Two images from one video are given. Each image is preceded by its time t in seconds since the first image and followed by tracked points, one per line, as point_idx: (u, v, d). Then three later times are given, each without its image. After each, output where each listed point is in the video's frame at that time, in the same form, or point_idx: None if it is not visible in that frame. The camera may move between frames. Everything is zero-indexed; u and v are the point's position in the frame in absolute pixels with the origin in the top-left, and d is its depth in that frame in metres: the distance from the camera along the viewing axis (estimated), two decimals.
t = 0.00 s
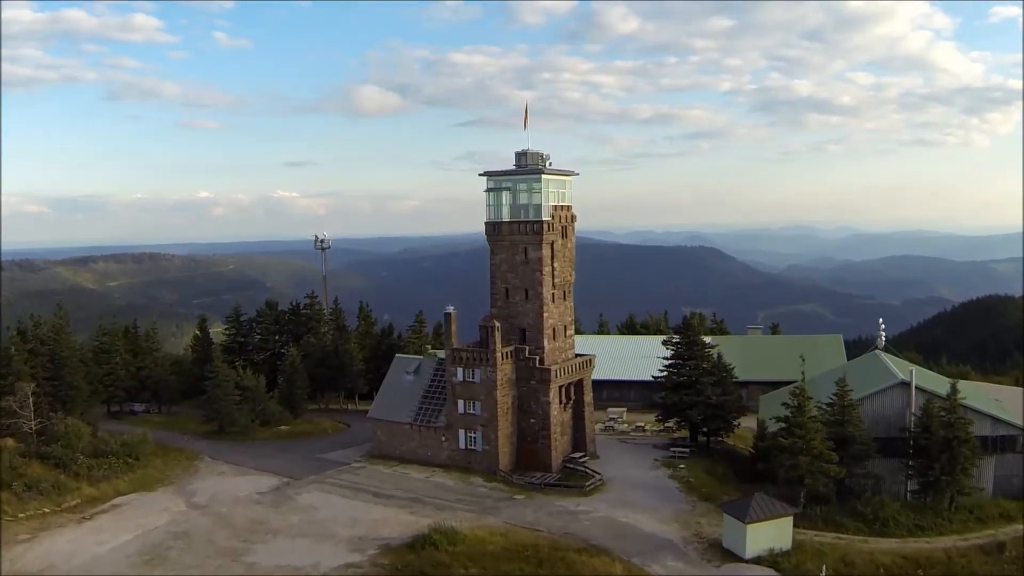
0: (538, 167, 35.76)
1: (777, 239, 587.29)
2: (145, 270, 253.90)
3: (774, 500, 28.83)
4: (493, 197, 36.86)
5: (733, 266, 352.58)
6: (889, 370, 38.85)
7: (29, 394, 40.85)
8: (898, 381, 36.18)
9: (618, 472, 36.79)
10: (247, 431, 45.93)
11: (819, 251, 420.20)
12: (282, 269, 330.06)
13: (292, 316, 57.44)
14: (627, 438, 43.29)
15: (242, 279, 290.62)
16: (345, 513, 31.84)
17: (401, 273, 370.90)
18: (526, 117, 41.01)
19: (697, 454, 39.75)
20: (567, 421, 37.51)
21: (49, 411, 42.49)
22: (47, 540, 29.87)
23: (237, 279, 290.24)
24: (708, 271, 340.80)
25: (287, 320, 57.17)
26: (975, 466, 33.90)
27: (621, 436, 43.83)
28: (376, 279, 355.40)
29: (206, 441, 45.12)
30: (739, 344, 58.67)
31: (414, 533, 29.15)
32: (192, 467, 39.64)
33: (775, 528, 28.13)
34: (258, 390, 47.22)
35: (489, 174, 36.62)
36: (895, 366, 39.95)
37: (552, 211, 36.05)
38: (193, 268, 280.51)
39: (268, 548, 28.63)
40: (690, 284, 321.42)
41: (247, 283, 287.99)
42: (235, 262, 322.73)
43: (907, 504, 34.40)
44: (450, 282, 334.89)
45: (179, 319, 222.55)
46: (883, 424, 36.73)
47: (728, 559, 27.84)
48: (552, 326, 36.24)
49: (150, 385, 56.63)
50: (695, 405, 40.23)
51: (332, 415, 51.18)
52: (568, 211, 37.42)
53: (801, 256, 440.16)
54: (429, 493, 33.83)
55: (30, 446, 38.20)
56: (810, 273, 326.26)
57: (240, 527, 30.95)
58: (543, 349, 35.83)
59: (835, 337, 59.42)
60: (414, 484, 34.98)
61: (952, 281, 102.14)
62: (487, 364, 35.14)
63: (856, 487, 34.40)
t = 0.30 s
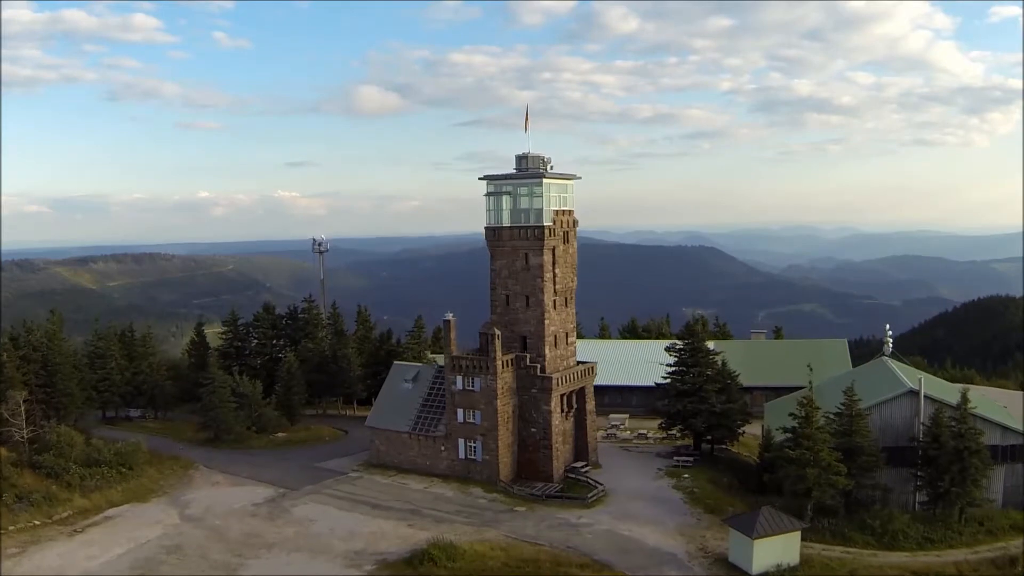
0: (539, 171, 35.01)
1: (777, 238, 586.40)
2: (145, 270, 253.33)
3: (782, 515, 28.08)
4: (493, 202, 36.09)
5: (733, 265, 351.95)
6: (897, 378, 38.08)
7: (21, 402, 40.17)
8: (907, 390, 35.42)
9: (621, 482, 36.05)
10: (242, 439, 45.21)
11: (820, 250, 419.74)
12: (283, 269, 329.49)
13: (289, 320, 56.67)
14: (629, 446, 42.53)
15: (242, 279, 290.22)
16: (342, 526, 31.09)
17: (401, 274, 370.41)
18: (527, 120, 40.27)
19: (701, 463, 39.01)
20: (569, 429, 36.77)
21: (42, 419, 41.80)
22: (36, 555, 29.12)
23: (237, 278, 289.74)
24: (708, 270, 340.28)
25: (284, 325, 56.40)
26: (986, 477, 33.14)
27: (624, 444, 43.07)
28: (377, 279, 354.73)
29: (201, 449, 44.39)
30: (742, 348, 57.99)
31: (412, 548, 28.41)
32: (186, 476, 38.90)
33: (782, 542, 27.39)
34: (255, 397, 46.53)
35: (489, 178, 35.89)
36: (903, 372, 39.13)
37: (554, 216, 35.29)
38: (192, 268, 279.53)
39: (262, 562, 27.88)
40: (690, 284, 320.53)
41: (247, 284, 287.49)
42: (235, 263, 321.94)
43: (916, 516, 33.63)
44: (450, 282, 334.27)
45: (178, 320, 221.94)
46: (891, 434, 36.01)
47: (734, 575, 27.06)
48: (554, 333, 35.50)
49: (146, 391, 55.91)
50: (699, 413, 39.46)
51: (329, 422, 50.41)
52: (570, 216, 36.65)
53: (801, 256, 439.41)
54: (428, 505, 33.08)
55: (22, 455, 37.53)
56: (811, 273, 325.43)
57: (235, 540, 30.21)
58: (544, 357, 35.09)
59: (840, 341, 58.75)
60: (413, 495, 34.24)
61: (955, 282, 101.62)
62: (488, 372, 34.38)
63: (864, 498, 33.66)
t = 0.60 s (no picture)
0: (540, 176, 34.21)
1: (778, 238, 585.75)
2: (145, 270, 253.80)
3: (791, 531, 27.24)
4: (493, 207, 35.33)
5: (733, 265, 351.28)
6: (907, 386, 37.33)
7: (12, 411, 39.34)
8: (917, 400, 34.70)
9: (624, 493, 35.27)
10: (239, 446, 44.39)
11: (820, 250, 419.15)
12: (283, 269, 329.68)
13: (287, 325, 55.91)
14: (633, 455, 41.77)
15: (242, 278, 289.52)
16: (339, 541, 30.32)
17: (401, 273, 370.27)
18: (529, 122, 39.57)
19: (706, 474, 38.25)
20: (571, 439, 36.01)
21: (34, 428, 40.97)
22: (25, 569, 28.37)
23: (237, 278, 289.06)
24: (708, 270, 339.69)
25: (282, 330, 55.61)
26: (998, 490, 32.38)
27: (626, 453, 42.31)
28: (377, 279, 354.81)
29: (197, 457, 43.65)
30: (745, 354, 57.23)
31: (411, 565, 27.64)
32: (181, 487, 38.12)
33: (791, 559, 26.53)
34: (251, 405, 45.71)
35: (489, 183, 35.07)
36: (912, 381, 38.40)
37: (556, 222, 34.53)
38: (192, 268, 278.74)
39: None
40: (691, 284, 319.77)
41: (246, 283, 286.76)
42: (235, 263, 321.06)
43: (927, 529, 32.89)
44: (450, 282, 334.14)
45: (178, 320, 221.14)
46: (901, 444, 35.32)
47: None
48: (556, 342, 34.70)
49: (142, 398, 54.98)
50: (704, 423, 38.69)
51: (327, 429, 49.61)
52: (572, 222, 35.87)
53: (802, 256, 438.49)
54: (427, 518, 32.30)
55: (14, 465, 36.82)
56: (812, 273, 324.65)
57: (228, 555, 29.44)
58: (546, 366, 34.32)
59: (845, 346, 57.92)
60: (412, 508, 33.46)
61: (956, 283, 100.93)
62: (488, 382, 33.58)
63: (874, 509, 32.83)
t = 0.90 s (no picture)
0: (542, 180, 33.41)
1: (778, 238, 585.00)
2: (144, 271, 254.30)
3: (800, 548, 26.55)
4: (494, 212, 34.48)
5: (733, 265, 350.84)
6: (916, 396, 36.76)
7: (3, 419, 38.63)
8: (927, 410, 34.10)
9: (628, 505, 34.55)
10: (235, 455, 43.72)
11: (820, 250, 418.73)
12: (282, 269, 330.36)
13: (285, 330, 55.14)
14: (636, 464, 41.06)
15: (242, 278, 289.53)
16: (337, 556, 29.57)
17: (401, 273, 370.53)
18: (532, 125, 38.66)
19: (711, 484, 37.56)
20: (573, 450, 35.27)
21: (26, 437, 40.26)
22: None
23: (237, 278, 289.06)
24: (709, 270, 339.40)
25: (280, 335, 54.85)
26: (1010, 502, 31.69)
27: (630, 462, 41.62)
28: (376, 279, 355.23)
29: (192, 466, 42.97)
30: (750, 359, 56.44)
31: None
32: (176, 497, 37.42)
33: None
34: (248, 412, 45.07)
35: (490, 188, 34.32)
36: (920, 390, 37.85)
37: (558, 228, 33.76)
38: (192, 269, 278.96)
39: None
40: (690, 284, 319.21)
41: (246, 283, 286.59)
42: (235, 263, 321.05)
43: (938, 543, 32.20)
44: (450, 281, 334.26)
45: (178, 321, 221.06)
46: (910, 455, 34.78)
47: None
48: (558, 350, 33.93)
49: (138, 404, 54.20)
50: (709, 432, 37.98)
51: (325, 436, 48.95)
52: (574, 227, 35.07)
53: (802, 256, 437.74)
54: (426, 532, 31.54)
55: (5, 475, 36.16)
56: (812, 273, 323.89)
57: (223, 571, 28.70)
58: (548, 375, 33.59)
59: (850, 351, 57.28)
60: (411, 521, 32.70)
61: (958, 283, 100.14)
62: (489, 392, 32.87)
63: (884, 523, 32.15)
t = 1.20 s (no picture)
0: (544, 186, 32.68)
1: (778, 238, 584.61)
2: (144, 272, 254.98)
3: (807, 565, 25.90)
4: (495, 218, 33.74)
5: (733, 265, 350.44)
6: (925, 405, 36.10)
7: None
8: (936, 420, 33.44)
9: (630, 517, 33.83)
10: (231, 464, 43.03)
11: (819, 249, 418.87)
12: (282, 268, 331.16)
13: (282, 336, 54.26)
14: (639, 473, 40.37)
15: (242, 278, 289.57)
16: (333, 570, 28.84)
17: (401, 273, 371.00)
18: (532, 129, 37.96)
19: (716, 495, 36.86)
20: (575, 460, 34.58)
21: (19, 446, 39.55)
22: None
23: (237, 278, 289.10)
24: (709, 270, 338.88)
25: (277, 341, 53.99)
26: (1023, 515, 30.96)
27: (632, 471, 40.92)
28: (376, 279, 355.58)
29: (188, 475, 42.30)
30: (753, 364, 55.69)
31: None
32: (170, 508, 36.72)
33: None
34: (245, 419, 44.38)
35: (490, 193, 33.61)
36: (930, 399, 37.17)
37: (560, 234, 33.03)
38: (192, 269, 278.90)
39: None
40: (690, 284, 318.90)
41: (246, 283, 286.57)
42: (235, 263, 321.02)
43: (948, 557, 31.49)
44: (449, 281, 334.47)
45: (177, 322, 220.88)
46: (919, 466, 34.10)
47: None
48: (560, 359, 33.21)
49: (133, 411, 53.45)
50: (714, 442, 37.26)
51: (324, 444, 48.27)
52: (577, 233, 34.33)
53: (801, 256, 437.33)
54: (425, 545, 30.80)
55: None
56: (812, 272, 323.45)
57: None
58: (550, 384, 32.85)
59: (854, 354, 56.49)
60: (409, 533, 31.96)
61: (960, 284, 99.62)
62: (489, 402, 32.15)
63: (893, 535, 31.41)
